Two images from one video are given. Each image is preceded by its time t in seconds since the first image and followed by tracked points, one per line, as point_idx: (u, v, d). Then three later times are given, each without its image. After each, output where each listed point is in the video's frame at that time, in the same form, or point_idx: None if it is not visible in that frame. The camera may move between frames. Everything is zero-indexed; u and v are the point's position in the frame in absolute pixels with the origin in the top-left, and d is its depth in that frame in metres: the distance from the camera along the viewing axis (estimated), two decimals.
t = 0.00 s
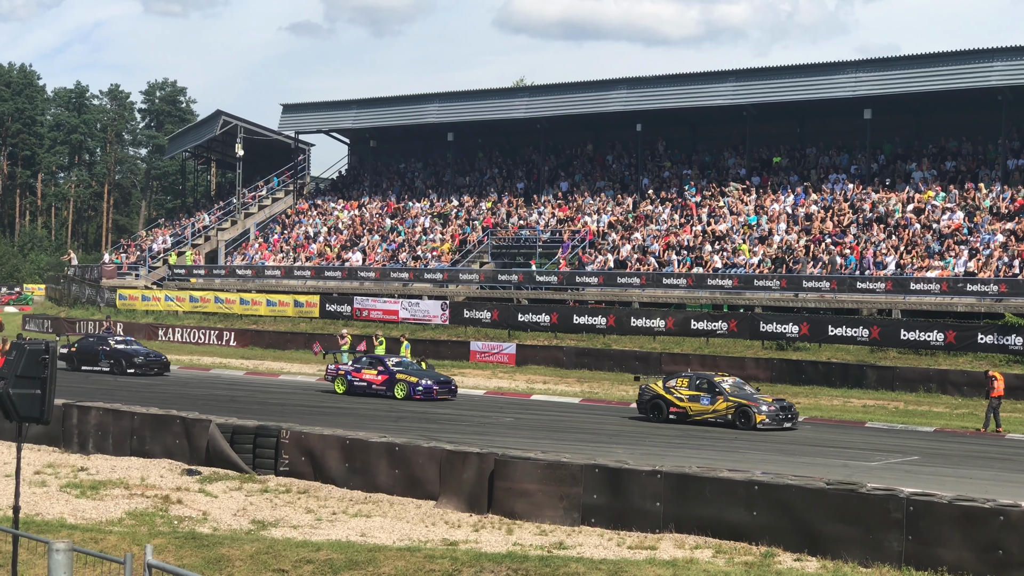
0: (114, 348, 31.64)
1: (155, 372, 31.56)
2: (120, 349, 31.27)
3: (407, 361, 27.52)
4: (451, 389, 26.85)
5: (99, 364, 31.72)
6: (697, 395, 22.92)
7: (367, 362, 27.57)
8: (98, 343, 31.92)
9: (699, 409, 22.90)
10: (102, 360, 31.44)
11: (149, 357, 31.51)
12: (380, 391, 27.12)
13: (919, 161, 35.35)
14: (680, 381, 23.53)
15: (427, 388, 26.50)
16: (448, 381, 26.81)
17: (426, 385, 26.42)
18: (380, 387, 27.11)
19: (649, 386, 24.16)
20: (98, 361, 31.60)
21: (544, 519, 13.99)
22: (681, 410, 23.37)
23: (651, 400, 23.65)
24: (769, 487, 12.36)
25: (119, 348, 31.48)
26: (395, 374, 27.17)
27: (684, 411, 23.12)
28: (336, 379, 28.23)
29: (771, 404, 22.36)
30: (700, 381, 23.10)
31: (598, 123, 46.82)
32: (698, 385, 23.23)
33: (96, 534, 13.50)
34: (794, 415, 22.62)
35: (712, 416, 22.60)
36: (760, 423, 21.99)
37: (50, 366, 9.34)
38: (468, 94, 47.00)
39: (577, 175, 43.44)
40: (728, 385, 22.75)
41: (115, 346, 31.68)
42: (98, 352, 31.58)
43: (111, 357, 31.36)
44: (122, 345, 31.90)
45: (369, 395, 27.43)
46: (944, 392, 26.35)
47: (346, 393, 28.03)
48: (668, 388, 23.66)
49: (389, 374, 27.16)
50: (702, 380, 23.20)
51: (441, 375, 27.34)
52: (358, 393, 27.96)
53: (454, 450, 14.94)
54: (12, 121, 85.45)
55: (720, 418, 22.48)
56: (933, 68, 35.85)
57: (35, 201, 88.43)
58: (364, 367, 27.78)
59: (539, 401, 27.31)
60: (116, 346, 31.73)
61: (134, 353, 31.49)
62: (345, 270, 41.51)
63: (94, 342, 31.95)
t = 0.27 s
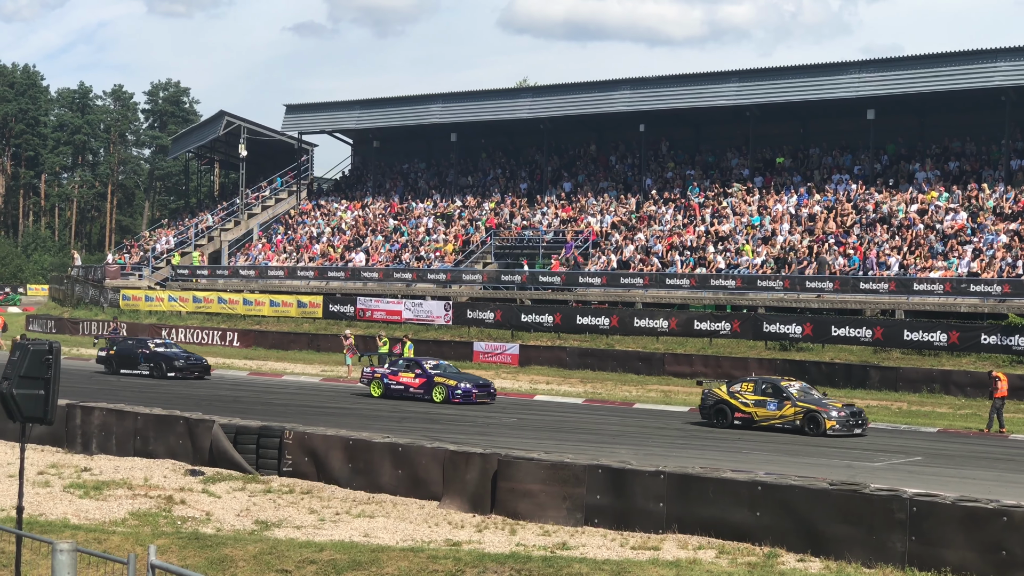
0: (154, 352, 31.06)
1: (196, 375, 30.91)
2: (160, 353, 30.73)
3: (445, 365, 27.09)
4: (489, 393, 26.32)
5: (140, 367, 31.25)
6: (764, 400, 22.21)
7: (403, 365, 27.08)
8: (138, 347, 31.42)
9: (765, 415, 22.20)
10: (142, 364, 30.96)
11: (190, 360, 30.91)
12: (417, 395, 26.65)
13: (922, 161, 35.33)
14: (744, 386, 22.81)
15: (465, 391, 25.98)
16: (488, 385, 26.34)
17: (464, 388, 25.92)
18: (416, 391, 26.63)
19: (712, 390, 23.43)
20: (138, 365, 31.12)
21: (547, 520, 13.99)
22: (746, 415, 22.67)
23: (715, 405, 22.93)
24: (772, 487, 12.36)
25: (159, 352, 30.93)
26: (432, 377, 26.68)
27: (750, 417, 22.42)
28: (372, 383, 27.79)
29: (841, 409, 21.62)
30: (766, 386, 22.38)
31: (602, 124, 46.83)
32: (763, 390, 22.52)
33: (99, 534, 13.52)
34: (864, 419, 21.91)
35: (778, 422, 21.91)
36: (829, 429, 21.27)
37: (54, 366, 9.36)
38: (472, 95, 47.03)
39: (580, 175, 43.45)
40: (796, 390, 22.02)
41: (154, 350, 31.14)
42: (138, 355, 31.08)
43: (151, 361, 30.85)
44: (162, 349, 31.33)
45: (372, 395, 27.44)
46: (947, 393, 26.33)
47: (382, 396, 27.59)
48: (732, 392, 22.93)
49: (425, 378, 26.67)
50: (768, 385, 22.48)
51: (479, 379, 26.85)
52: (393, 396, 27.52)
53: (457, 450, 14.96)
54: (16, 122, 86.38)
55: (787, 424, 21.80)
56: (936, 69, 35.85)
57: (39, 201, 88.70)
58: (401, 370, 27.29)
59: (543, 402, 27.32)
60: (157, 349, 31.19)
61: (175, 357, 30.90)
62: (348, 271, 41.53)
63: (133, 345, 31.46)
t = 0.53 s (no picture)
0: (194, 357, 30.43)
1: (234, 380, 29.85)
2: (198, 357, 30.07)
3: (480, 369, 26.59)
4: (528, 398, 25.84)
5: (179, 372, 30.67)
6: (832, 408, 21.65)
7: (439, 369, 26.54)
8: (177, 351, 30.86)
9: (835, 422, 21.63)
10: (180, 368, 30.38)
11: (228, 365, 29.97)
12: (454, 399, 26.14)
13: (924, 163, 35.32)
14: (812, 392, 22.24)
15: (504, 396, 25.51)
16: (525, 389, 25.76)
17: (503, 392, 25.44)
18: (453, 395, 26.12)
19: (777, 396, 22.89)
20: (177, 369, 30.54)
21: (548, 522, 13.99)
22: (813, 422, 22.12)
23: (781, 412, 22.41)
24: (774, 489, 12.36)
25: (197, 356, 30.26)
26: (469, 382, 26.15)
27: (817, 424, 21.88)
28: (406, 387, 27.28)
29: (913, 416, 20.99)
30: (835, 393, 21.83)
31: (604, 125, 46.83)
32: (832, 397, 21.95)
33: (101, 536, 13.53)
34: (936, 427, 21.32)
35: (848, 429, 21.35)
36: (902, 437, 20.68)
37: (56, 368, 9.33)
38: (474, 97, 47.04)
39: (582, 177, 43.46)
40: (866, 398, 21.45)
41: (193, 354, 30.50)
42: (177, 360, 30.54)
43: (189, 365, 30.21)
44: (201, 353, 30.68)
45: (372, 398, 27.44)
46: (949, 395, 26.31)
47: (416, 400, 27.10)
48: (799, 399, 22.37)
49: (462, 383, 26.14)
50: (837, 391, 21.93)
51: (516, 383, 26.27)
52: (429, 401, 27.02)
53: (459, 452, 14.96)
54: (18, 123, 86.67)
55: (858, 432, 21.22)
56: (938, 71, 35.86)
57: (40, 203, 88.70)
58: (436, 374, 26.76)
59: (544, 404, 27.32)
60: (195, 354, 30.55)
61: (214, 362, 30.14)
62: (350, 272, 41.53)
63: (172, 350, 30.93)
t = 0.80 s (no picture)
0: (230, 364, 29.77)
1: (273, 387, 29.45)
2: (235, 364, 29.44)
3: (516, 377, 26.17)
4: (564, 405, 25.38)
5: (215, 379, 30.03)
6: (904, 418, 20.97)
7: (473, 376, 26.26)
8: (213, 358, 30.22)
9: (907, 433, 20.97)
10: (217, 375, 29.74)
11: (266, 373, 29.47)
12: (490, 407, 25.79)
13: (924, 168, 35.34)
14: (881, 402, 21.55)
15: (540, 403, 25.08)
16: (562, 397, 25.37)
17: (539, 399, 25.02)
18: (489, 403, 25.78)
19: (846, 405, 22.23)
20: (213, 377, 29.90)
21: (549, 527, 13.99)
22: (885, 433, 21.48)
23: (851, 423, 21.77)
24: (775, 494, 12.36)
25: (234, 363, 29.63)
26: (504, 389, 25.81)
27: (888, 435, 21.24)
28: (440, 395, 26.99)
29: (989, 426, 20.23)
30: (906, 402, 21.12)
31: (605, 130, 46.88)
32: (903, 406, 21.25)
33: (101, 540, 13.52)
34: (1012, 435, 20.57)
35: (921, 441, 20.72)
36: (978, 449, 19.97)
37: (57, 372, 9.34)
38: (475, 101, 47.08)
39: (584, 182, 43.50)
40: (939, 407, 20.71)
41: (229, 360, 29.89)
42: (213, 367, 29.89)
43: (226, 372, 29.59)
44: (238, 360, 30.09)
45: (374, 402, 27.41)
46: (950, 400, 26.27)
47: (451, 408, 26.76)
48: (869, 409, 21.70)
49: (498, 390, 25.80)
50: (907, 400, 21.21)
51: (553, 391, 25.91)
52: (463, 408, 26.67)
53: (460, 456, 14.95)
54: (19, 127, 86.47)
55: (931, 443, 20.58)
56: (938, 76, 35.92)
57: (41, 207, 88.69)
58: (471, 382, 26.46)
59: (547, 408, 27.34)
60: (232, 360, 29.93)
61: (251, 369, 29.58)
62: (350, 277, 41.52)
63: (208, 357, 30.29)
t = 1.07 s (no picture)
0: (265, 366, 29.15)
1: (308, 390, 28.82)
2: (270, 366, 28.83)
3: (550, 378, 25.70)
4: (600, 408, 24.88)
5: (249, 381, 29.42)
6: (978, 423, 20.11)
7: (506, 378, 25.74)
8: (246, 359, 29.62)
9: (981, 439, 20.09)
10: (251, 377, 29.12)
11: (301, 375, 28.84)
12: (524, 409, 25.26)
13: (924, 167, 35.33)
14: (954, 406, 20.71)
15: (575, 406, 24.58)
16: (598, 399, 24.86)
17: (574, 402, 24.51)
18: (522, 405, 25.25)
19: (916, 410, 21.42)
20: (247, 379, 29.28)
21: (549, 526, 13.98)
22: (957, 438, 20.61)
23: (921, 428, 20.96)
24: (774, 493, 12.36)
25: (269, 365, 29.01)
26: (538, 391, 25.28)
27: (961, 441, 20.38)
28: (472, 397, 26.51)
29: None
30: (981, 407, 20.26)
31: (605, 129, 46.87)
32: (977, 411, 20.39)
33: (101, 539, 13.52)
34: None
35: (996, 447, 19.82)
36: None
37: (57, 372, 9.32)
38: (474, 101, 47.07)
39: (583, 181, 43.49)
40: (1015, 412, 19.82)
41: (264, 362, 29.28)
42: (248, 369, 29.27)
43: (261, 374, 28.98)
44: (272, 361, 29.46)
45: (374, 402, 27.41)
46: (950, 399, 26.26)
47: (482, 410, 26.27)
48: (941, 413, 20.87)
49: (532, 392, 25.26)
50: (982, 405, 20.36)
51: (588, 393, 25.39)
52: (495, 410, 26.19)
53: (459, 456, 14.95)
54: (19, 126, 86.36)
55: (1006, 450, 19.68)
56: (938, 75, 35.93)
57: (41, 207, 88.66)
58: (504, 383, 25.93)
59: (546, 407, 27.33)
60: (266, 362, 29.30)
61: (285, 370, 28.96)
62: (350, 276, 41.50)
63: (242, 359, 29.68)
